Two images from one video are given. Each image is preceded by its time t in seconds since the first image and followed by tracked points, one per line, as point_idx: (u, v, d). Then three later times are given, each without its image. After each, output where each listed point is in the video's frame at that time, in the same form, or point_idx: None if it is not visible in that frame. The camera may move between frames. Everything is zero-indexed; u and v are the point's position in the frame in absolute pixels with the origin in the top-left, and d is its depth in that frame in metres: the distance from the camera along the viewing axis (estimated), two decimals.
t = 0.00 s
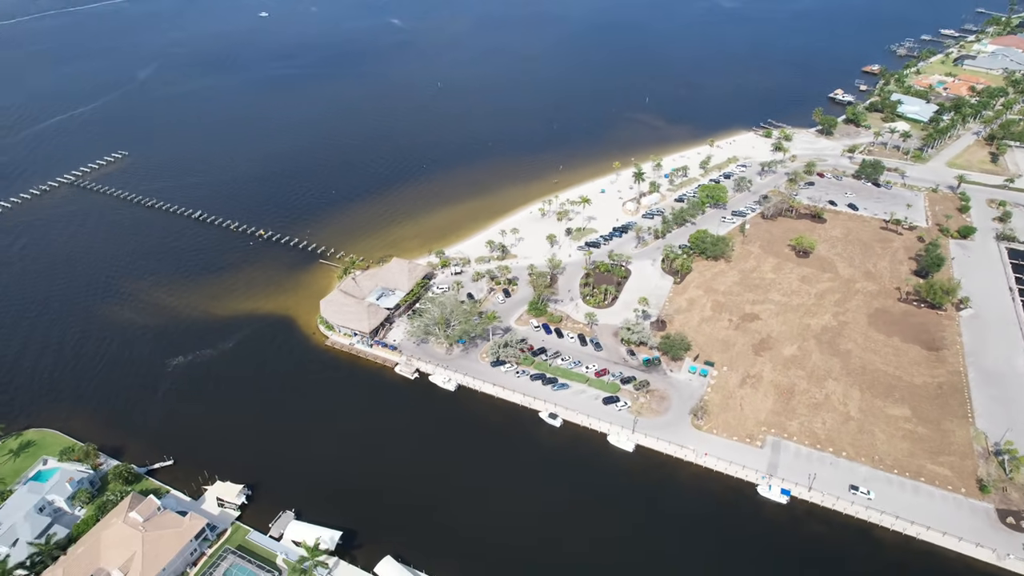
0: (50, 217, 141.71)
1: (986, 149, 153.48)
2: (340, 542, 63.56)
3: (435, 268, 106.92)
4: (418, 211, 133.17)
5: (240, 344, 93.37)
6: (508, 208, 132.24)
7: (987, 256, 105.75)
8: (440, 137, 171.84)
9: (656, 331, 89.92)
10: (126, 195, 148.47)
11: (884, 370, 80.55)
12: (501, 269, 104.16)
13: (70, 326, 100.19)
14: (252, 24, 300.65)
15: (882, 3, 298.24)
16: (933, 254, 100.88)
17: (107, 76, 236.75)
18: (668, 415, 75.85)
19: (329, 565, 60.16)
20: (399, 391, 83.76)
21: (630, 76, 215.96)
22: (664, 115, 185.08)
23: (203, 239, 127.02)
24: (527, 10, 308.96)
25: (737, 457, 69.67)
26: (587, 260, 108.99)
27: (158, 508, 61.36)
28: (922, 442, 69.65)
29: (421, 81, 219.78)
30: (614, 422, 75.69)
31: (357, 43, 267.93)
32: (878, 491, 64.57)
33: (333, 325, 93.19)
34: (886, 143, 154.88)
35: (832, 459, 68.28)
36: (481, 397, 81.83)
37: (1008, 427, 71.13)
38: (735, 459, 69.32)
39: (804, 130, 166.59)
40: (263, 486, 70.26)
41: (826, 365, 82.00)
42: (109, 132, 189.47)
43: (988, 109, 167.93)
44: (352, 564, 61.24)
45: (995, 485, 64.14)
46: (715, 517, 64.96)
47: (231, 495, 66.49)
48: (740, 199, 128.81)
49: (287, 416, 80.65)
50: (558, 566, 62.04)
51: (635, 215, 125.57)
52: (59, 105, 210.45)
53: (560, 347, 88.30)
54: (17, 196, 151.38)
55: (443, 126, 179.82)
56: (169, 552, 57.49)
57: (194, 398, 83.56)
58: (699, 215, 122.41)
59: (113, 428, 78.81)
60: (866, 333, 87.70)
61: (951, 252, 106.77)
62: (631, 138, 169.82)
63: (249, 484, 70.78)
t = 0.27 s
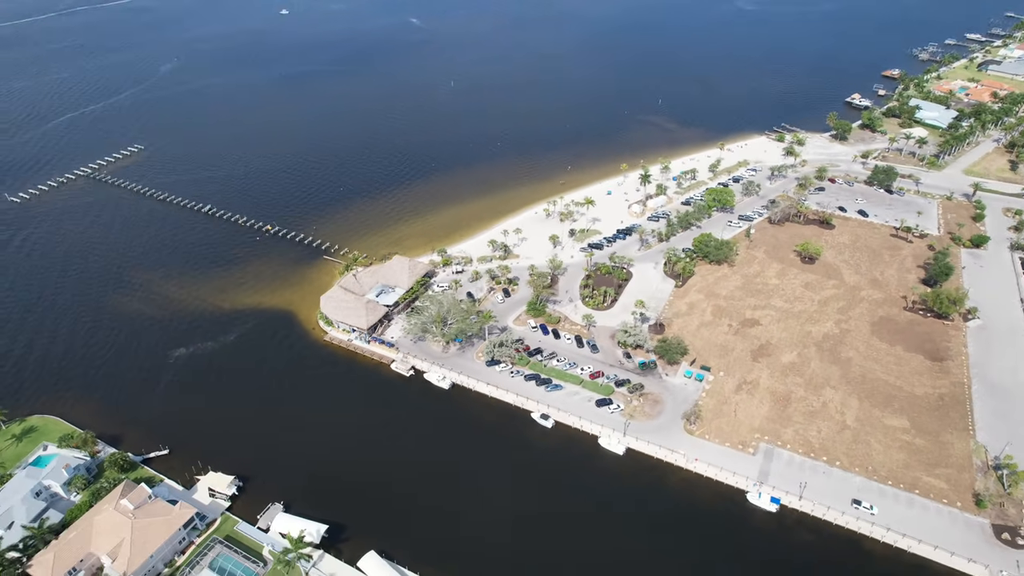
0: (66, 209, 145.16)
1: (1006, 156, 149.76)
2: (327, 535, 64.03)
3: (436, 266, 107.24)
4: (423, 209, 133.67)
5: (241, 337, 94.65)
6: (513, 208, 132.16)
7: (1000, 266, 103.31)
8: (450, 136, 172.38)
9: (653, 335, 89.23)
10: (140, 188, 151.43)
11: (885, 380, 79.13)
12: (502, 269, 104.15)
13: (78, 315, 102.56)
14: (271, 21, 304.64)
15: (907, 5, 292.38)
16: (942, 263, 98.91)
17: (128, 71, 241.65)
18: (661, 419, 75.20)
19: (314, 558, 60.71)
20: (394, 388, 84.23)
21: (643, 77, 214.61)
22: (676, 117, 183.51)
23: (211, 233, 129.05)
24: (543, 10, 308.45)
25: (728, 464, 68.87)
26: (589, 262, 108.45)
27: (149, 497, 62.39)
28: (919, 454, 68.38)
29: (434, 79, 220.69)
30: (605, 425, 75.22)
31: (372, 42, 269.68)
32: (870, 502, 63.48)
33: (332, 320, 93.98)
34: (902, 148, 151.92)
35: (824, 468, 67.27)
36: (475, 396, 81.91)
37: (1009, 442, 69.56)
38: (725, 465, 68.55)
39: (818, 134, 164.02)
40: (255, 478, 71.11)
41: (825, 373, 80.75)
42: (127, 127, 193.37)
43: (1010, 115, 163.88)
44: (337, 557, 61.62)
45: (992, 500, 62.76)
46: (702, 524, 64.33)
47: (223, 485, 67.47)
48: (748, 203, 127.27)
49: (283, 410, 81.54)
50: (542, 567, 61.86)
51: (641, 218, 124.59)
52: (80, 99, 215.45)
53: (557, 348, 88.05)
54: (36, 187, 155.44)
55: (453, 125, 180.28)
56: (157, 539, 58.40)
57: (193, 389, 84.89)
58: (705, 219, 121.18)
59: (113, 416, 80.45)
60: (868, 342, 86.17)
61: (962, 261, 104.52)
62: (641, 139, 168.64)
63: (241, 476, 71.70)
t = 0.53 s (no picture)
0: (78, 201, 148.07)
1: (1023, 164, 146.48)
2: (313, 529, 64.50)
3: (436, 265, 107.68)
4: (427, 208, 134.24)
5: (240, 331, 95.86)
6: (516, 208, 132.22)
7: (1009, 275, 101.12)
8: (457, 135, 172.82)
9: (649, 338, 88.66)
10: (151, 182, 153.96)
11: (883, 388, 77.83)
12: (501, 269, 104.29)
13: (84, 306, 104.61)
14: (288, 19, 308.08)
15: (928, 9, 287.09)
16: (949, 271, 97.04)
17: (145, 68, 245.83)
18: (652, 423, 74.73)
19: (298, 551, 61.11)
20: (387, 385, 84.67)
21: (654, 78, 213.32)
22: (686, 119, 182.04)
23: (217, 228, 130.83)
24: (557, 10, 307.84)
25: (717, 469, 68.24)
26: (588, 263, 108.11)
27: (140, 485, 63.30)
28: (913, 464, 67.21)
29: (445, 78, 221.40)
30: (596, 427, 74.94)
31: (385, 40, 271.13)
32: (861, 512, 62.49)
33: (330, 316, 94.70)
34: (915, 154, 149.27)
35: (815, 476, 66.37)
36: (467, 395, 82.09)
37: (1008, 455, 68.15)
38: (715, 471, 67.92)
39: (829, 139, 161.81)
40: (246, 470, 71.90)
41: (822, 380, 79.68)
42: (141, 122, 196.79)
43: None
44: (321, 551, 62.05)
45: (987, 513, 61.49)
46: (688, 529, 63.80)
47: (213, 476, 68.29)
48: (753, 207, 125.92)
49: (277, 404, 82.32)
50: (524, 567, 61.77)
51: (644, 220, 123.90)
52: (98, 94, 219.85)
53: (551, 349, 87.95)
54: (50, 180, 158.78)
55: (462, 124, 180.61)
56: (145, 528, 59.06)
57: (190, 381, 86.10)
58: (708, 222, 120.24)
59: (112, 405, 81.89)
60: (868, 349, 84.83)
61: (970, 270, 102.46)
62: (649, 141, 167.65)
63: (233, 467, 72.52)
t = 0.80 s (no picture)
0: (98, 192, 151.91)
1: None
2: (303, 520, 65.30)
3: (441, 263, 108.19)
4: (436, 206, 134.99)
5: (245, 324, 97.52)
6: (524, 208, 132.15)
7: None
8: (471, 134, 173.41)
9: (649, 341, 87.93)
10: (168, 175, 157.28)
11: (886, 399, 76.24)
12: (504, 268, 104.38)
13: (96, 295, 107.36)
14: (310, 17, 312.07)
15: (959, 13, 280.07)
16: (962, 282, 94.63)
17: (169, 63, 251.07)
18: (647, 427, 74.13)
19: (287, 541, 61.89)
20: (385, 381, 85.29)
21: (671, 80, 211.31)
22: (702, 121, 180.17)
23: (230, 221, 133.10)
24: (577, 10, 306.67)
25: (710, 476, 67.45)
26: (593, 265, 107.59)
27: (136, 471, 64.79)
28: (912, 478, 65.71)
29: (461, 77, 222.14)
30: (589, 429, 74.55)
31: (404, 39, 272.85)
32: (854, 525, 61.33)
33: (333, 311, 95.68)
34: (935, 161, 145.76)
35: (810, 487, 65.27)
36: (463, 393, 82.31)
37: (1012, 472, 66.32)
38: (707, 477, 67.16)
39: (847, 144, 158.79)
40: (241, 460, 73.03)
41: (823, 389, 78.31)
42: (162, 116, 201.17)
43: None
44: (310, 542, 62.76)
45: (986, 531, 59.90)
46: (677, 535, 63.21)
47: (209, 466, 69.60)
48: (764, 212, 124.06)
49: (276, 396, 83.44)
50: (510, 566, 61.79)
51: (652, 223, 122.86)
52: (124, 89, 225.46)
53: (550, 349, 87.77)
54: (73, 171, 163.22)
55: (475, 123, 180.95)
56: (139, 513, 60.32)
57: (194, 371, 87.78)
58: (717, 226, 118.87)
59: (116, 392, 83.87)
60: (873, 360, 83.12)
61: (985, 281, 99.75)
62: (663, 142, 166.12)
63: (229, 457, 73.73)
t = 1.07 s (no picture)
0: (118, 184, 155.69)
1: None
2: (295, 511, 66.17)
3: (447, 261, 108.60)
4: (445, 204, 135.49)
5: (250, 316, 99.12)
6: (533, 208, 131.85)
7: None
8: (484, 133, 173.59)
9: (650, 345, 87.14)
10: (186, 168, 160.48)
11: (889, 412, 74.58)
12: (509, 268, 104.31)
13: (110, 283, 110.03)
14: (333, 14, 315.59)
15: (994, 18, 272.35)
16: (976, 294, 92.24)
17: (193, 58, 256.08)
18: (642, 431, 73.56)
19: (277, 531, 62.80)
20: (385, 377, 85.97)
21: (689, 82, 209.23)
22: (719, 124, 178.04)
23: (243, 215, 135.27)
24: (598, 10, 305.27)
25: (703, 483, 66.72)
26: (598, 267, 106.84)
27: (135, 457, 66.33)
28: (912, 492, 64.26)
29: (479, 76, 222.54)
30: (584, 431, 74.22)
31: (423, 38, 274.39)
32: (848, 538, 60.22)
33: (337, 306, 96.67)
34: (958, 169, 142.01)
35: (805, 497, 64.23)
36: (461, 391, 82.54)
37: (1017, 489, 64.56)
38: (700, 484, 66.46)
39: (867, 150, 155.40)
40: (239, 450, 74.26)
41: (825, 399, 76.94)
42: (185, 111, 205.33)
43: None
44: (300, 533, 63.59)
45: (985, 549, 58.27)
46: (667, 541, 62.69)
47: (207, 454, 70.97)
48: (776, 218, 121.85)
49: (277, 388, 84.67)
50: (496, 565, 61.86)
51: (661, 226, 121.49)
52: (149, 83, 230.85)
53: (550, 350, 87.55)
54: (95, 162, 167.49)
55: (489, 123, 181.06)
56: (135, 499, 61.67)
57: (198, 361, 89.48)
58: (727, 231, 117.19)
59: (123, 379, 85.94)
60: (879, 371, 81.39)
61: (1002, 293, 96.99)
62: (677, 145, 164.37)
63: (227, 446, 75.02)
